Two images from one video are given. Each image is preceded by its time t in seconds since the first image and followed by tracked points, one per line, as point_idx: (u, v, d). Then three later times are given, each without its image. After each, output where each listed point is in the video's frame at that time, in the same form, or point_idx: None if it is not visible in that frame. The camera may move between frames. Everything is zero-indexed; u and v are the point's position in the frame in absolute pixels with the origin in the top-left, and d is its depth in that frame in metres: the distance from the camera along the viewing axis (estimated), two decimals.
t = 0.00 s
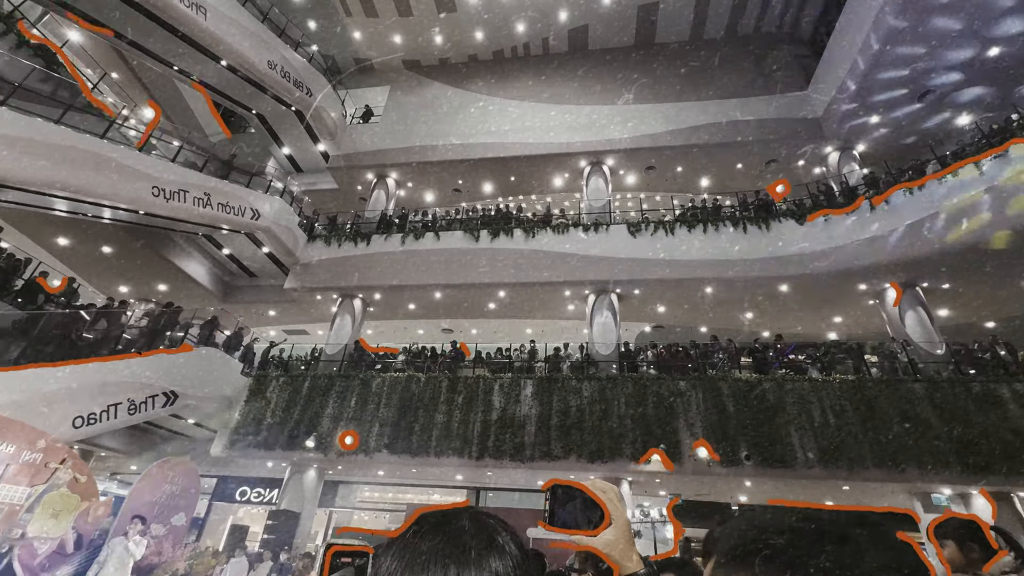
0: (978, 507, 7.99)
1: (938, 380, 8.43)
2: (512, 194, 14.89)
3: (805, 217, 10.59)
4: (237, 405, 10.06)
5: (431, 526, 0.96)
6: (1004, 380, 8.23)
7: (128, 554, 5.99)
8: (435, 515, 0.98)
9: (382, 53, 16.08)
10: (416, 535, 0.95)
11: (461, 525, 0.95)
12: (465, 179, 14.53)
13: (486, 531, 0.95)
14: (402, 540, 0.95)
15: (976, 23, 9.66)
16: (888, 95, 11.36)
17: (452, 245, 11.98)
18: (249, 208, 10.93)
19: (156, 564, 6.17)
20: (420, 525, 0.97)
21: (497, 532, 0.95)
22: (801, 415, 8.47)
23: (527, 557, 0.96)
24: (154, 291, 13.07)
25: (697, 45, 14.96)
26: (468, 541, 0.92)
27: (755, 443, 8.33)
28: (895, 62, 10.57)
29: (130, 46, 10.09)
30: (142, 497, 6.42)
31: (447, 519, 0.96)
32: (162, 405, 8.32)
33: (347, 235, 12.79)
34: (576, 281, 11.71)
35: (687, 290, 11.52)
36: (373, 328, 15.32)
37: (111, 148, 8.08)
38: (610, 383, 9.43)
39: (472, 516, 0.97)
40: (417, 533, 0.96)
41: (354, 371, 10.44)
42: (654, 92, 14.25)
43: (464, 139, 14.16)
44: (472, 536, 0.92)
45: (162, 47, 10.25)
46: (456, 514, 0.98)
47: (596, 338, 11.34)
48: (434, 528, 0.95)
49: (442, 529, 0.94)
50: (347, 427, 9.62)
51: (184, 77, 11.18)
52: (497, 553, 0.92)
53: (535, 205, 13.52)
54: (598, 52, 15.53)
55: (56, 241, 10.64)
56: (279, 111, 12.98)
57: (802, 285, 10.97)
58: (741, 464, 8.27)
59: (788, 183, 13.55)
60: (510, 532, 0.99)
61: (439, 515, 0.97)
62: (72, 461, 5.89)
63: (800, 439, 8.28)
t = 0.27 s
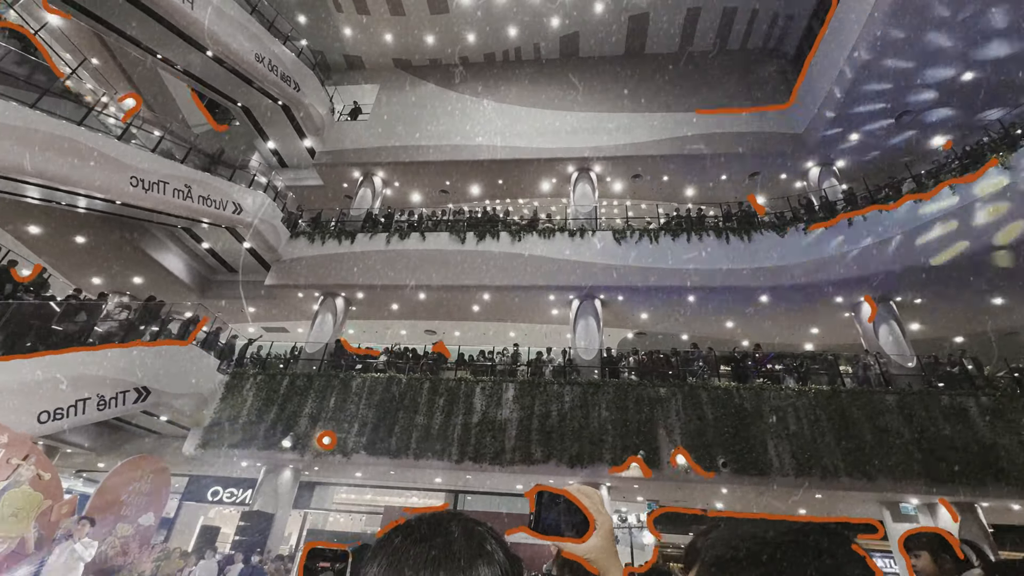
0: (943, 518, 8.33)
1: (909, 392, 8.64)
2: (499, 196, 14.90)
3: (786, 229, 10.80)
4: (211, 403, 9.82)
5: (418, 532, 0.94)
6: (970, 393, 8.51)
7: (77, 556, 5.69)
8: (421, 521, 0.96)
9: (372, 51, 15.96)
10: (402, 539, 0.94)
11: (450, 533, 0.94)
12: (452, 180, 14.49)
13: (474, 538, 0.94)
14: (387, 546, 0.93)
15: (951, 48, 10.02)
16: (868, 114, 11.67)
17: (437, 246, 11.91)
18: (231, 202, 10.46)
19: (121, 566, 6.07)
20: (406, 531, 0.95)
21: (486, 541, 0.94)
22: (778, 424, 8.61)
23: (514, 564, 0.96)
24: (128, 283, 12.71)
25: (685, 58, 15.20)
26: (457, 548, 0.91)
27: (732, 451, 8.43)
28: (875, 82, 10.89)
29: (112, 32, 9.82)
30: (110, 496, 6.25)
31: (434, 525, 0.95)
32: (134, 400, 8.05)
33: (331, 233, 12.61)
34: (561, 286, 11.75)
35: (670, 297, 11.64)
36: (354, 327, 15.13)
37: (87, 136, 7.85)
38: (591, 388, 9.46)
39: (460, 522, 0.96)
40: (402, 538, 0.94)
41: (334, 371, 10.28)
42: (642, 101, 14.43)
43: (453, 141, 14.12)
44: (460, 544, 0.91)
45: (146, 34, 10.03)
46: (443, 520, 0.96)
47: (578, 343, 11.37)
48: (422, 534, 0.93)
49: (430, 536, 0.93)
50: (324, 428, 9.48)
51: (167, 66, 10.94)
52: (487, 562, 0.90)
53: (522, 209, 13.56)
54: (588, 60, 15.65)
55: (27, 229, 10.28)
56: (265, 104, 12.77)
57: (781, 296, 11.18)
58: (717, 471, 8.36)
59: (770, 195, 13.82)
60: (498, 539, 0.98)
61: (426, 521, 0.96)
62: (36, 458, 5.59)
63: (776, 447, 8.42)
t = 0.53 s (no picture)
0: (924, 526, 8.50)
1: (893, 401, 8.77)
2: (492, 198, 14.91)
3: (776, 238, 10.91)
4: (196, 401, 9.68)
5: (409, 537, 0.93)
6: (951, 403, 8.65)
7: (44, 551, 5.41)
8: (411, 526, 0.95)
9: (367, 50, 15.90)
10: (392, 544, 0.93)
11: (441, 537, 0.93)
12: (445, 181, 14.47)
13: (465, 543, 0.93)
14: (377, 551, 0.92)
15: (938, 63, 10.24)
16: (857, 126, 11.86)
17: (429, 247, 11.86)
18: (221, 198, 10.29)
19: (98, 565, 5.94)
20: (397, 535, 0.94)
21: (476, 546, 0.94)
22: (764, 430, 8.68)
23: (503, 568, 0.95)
24: (113, 278, 12.50)
25: (679, 65, 15.35)
26: (447, 551, 0.90)
27: (719, 456, 8.49)
28: (864, 95, 11.09)
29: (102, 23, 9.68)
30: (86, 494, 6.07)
31: (424, 530, 0.94)
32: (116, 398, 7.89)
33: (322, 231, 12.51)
34: (552, 289, 11.78)
35: (660, 303, 11.72)
36: (343, 327, 15.02)
37: (74, 128, 7.72)
38: (581, 392, 9.47)
39: (452, 527, 0.95)
40: (393, 542, 0.93)
41: (322, 371, 10.18)
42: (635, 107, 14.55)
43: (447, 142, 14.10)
44: (451, 549, 0.91)
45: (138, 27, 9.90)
46: (434, 525, 0.95)
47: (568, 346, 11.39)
48: (413, 539, 0.92)
49: (420, 541, 0.92)
50: (308, 426, 9.41)
51: (158, 59, 10.80)
52: (479, 565, 0.91)
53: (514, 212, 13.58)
54: (584, 65, 15.73)
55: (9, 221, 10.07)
56: (258, 100, 12.66)
57: (769, 303, 11.30)
58: (703, 476, 8.42)
59: (759, 203, 13.97)
60: (487, 544, 0.97)
61: (416, 525, 0.95)
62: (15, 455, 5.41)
63: (762, 453, 8.48)
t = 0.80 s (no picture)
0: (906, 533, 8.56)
1: (876, 410, 8.90)
2: (484, 201, 14.93)
3: (764, 247, 11.05)
4: (180, 400, 9.54)
5: (404, 542, 0.94)
6: (933, 412, 8.79)
7: (9, 557, 5.12)
8: (406, 530, 0.97)
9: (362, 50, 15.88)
10: (387, 548, 0.94)
11: (435, 542, 0.94)
12: (438, 184, 14.47)
13: (459, 547, 0.95)
14: (372, 555, 0.94)
15: (924, 79, 10.47)
16: (844, 139, 12.08)
17: (421, 248, 11.84)
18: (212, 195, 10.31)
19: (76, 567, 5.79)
20: (391, 539, 0.96)
21: (470, 552, 0.95)
22: (750, 437, 8.76)
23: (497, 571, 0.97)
24: (98, 274, 12.29)
25: (672, 74, 15.53)
26: (442, 555, 0.92)
27: (705, 462, 8.55)
28: (852, 109, 11.30)
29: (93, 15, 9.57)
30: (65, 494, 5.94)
31: (419, 533, 0.96)
32: (98, 395, 7.76)
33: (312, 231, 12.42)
34: (543, 293, 11.82)
35: (650, 309, 11.79)
36: (332, 328, 14.91)
37: (62, 121, 7.62)
38: (570, 396, 9.49)
39: (446, 533, 0.97)
40: (388, 547, 0.95)
41: (309, 371, 10.09)
42: (628, 114, 14.68)
43: (440, 144, 14.11)
44: (446, 554, 0.93)
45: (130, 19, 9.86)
46: (428, 531, 0.97)
47: (558, 351, 11.42)
48: (407, 545, 0.94)
49: (416, 546, 0.93)
50: (293, 428, 9.28)
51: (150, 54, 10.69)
52: (472, 570, 0.92)
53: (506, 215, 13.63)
54: (578, 71, 15.84)
55: None
56: (250, 97, 12.57)
57: (757, 311, 11.43)
58: (690, 482, 8.46)
59: (749, 212, 14.15)
60: (480, 547, 0.99)
61: (411, 530, 0.97)
62: None
63: (748, 460, 8.56)
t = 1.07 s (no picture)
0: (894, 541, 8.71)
1: (866, 418, 8.97)
2: (480, 204, 14.95)
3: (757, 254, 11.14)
4: (170, 400, 9.45)
5: (398, 547, 0.94)
6: (922, 422, 8.86)
7: None
8: (400, 537, 0.96)
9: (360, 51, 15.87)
10: (380, 554, 0.94)
11: (428, 548, 0.94)
12: (434, 186, 14.47)
13: (451, 554, 0.94)
14: (365, 560, 0.93)
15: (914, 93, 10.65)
16: (837, 150, 12.22)
17: (415, 250, 11.82)
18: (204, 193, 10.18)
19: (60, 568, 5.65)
20: (385, 544, 0.96)
21: (463, 558, 0.95)
22: (741, 444, 8.79)
23: None
24: (88, 270, 12.17)
25: (669, 81, 15.66)
26: (434, 559, 0.92)
27: (696, 469, 8.57)
28: (845, 119, 11.45)
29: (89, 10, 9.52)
30: (47, 495, 5.84)
31: (413, 539, 0.96)
32: (85, 394, 7.67)
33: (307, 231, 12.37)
34: (537, 297, 11.84)
35: (644, 314, 11.84)
36: (324, 328, 14.83)
37: (55, 116, 7.56)
38: (563, 401, 9.49)
39: (439, 539, 0.97)
40: (381, 553, 0.94)
41: (300, 372, 10.03)
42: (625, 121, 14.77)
43: (436, 147, 14.12)
44: (439, 558, 0.92)
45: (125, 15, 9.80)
46: (421, 538, 0.96)
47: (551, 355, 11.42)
48: (402, 551, 0.93)
49: (408, 551, 0.93)
50: (283, 431, 9.18)
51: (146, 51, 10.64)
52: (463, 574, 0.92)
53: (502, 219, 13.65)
54: (576, 76, 15.93)
55: None
56: (247, 96, 12.54)
57: (750, 318, 11.49)
58: (681, 488, 8.48)
59: (742, 220, 14.25)
60: (472, 553, 0.99)
61: (405, 536, 0.97)
62: None
63: (738, 467, 8.59)
